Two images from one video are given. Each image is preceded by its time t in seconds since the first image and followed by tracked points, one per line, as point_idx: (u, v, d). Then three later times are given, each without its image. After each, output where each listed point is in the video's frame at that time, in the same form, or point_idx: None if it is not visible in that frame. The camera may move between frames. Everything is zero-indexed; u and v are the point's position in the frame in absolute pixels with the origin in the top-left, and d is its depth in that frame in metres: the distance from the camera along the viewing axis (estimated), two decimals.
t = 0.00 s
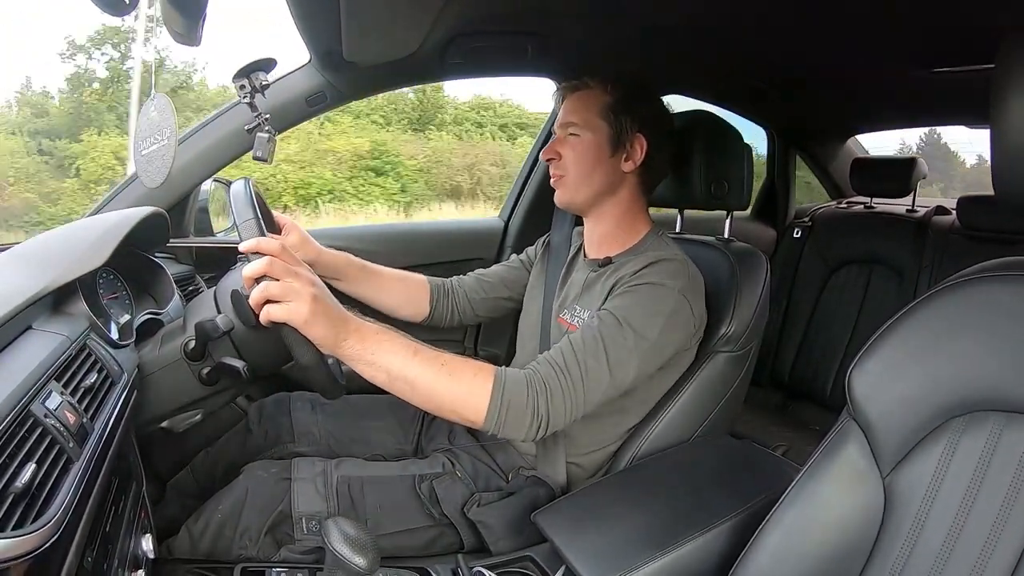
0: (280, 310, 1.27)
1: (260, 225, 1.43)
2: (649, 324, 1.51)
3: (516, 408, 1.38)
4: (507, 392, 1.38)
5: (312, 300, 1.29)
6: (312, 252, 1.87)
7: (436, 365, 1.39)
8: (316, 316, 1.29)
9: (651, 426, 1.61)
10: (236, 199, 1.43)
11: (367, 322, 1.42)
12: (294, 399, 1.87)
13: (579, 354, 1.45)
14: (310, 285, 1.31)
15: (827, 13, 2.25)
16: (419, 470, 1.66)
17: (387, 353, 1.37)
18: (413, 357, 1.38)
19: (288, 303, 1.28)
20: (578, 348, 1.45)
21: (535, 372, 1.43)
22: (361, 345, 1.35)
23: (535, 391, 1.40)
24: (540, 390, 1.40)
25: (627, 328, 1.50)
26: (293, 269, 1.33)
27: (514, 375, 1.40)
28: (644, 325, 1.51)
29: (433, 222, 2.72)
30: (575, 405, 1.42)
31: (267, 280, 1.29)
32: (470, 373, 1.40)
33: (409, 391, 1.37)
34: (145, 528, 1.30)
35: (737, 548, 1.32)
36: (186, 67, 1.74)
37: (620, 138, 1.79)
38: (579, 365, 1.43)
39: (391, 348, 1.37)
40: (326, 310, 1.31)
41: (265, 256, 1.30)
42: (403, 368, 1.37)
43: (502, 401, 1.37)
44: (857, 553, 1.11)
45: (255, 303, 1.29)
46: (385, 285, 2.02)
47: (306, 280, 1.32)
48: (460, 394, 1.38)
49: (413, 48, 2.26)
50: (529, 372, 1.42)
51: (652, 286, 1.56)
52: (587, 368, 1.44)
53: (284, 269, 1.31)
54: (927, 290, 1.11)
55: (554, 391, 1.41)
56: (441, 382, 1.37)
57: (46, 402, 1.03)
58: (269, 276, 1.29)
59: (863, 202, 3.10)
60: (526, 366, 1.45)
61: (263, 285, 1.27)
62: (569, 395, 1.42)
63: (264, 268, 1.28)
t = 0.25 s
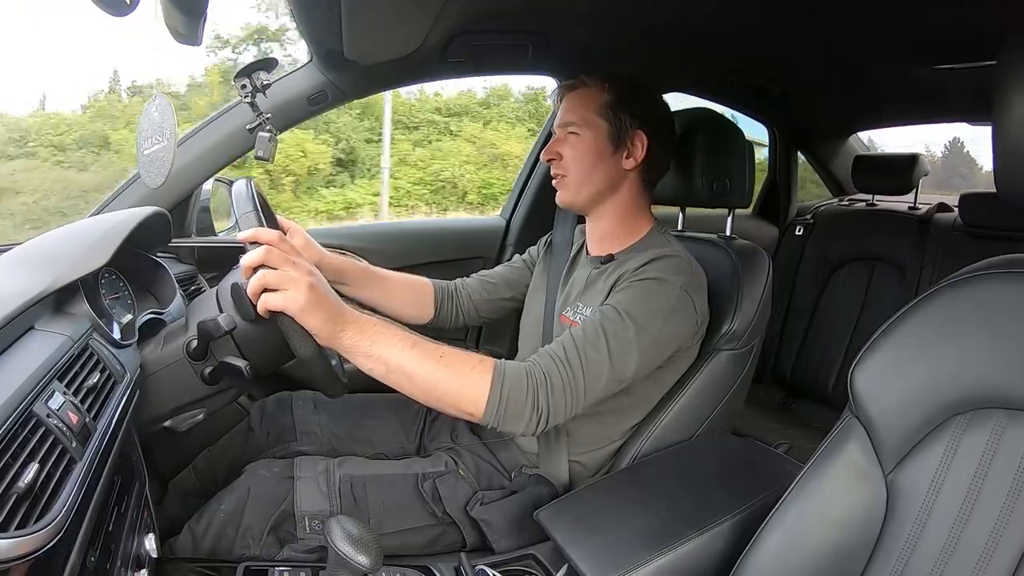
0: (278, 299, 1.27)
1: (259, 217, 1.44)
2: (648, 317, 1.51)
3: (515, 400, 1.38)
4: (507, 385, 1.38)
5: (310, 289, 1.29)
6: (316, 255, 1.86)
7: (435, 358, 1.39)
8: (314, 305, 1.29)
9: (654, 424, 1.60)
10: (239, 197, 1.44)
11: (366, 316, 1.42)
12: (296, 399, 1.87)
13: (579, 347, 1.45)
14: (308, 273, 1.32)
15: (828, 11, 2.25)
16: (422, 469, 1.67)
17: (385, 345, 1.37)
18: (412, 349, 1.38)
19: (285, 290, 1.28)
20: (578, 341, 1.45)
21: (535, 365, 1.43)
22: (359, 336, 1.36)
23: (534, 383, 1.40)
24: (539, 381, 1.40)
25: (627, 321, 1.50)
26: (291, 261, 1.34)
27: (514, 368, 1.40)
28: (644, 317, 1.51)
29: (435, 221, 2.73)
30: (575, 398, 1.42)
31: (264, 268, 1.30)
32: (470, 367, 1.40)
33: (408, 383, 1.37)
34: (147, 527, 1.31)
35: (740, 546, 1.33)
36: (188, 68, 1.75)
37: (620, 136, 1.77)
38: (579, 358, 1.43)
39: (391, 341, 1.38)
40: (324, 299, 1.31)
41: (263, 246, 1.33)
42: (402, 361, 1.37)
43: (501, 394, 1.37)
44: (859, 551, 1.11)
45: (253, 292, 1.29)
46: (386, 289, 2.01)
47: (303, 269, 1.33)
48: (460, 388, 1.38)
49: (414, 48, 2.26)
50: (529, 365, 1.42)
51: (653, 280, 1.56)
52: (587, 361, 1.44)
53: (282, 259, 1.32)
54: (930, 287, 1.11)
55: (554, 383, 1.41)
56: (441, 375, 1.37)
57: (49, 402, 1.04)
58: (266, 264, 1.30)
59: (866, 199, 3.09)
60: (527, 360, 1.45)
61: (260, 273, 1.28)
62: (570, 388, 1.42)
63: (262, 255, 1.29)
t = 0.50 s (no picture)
0: (278, 298, 1.28)
1: (262, 217, 1.44)
2: (651, 321, 1.51)
3: (517, 403, 1.38)
4: (509, 388, 1.38)
5: (311, 288, 1.30)
6: (318, 256, 1.87)
7: (437, 360, 1.39)
8: (314, 304, 1.30)
9: (656, 426, 1.61)
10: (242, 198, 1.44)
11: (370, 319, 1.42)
12: (298, 400, 1.87)
13: (581, 351, 1.45)
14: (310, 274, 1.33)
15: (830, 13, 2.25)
16: (424, 470, 1.66)
17: (387, 346, 1.37)
18: (413, 351, 1.38)
19: (286, 289, 1.29)
20: (581, 345, 1.45)
21: (538, 369, 1.43)
22: (361, 338, 1.36)
23: (536, 386, 1.40)
24: (541, 384, 1.40)
25: (629, 324, 1.50)
26: (294, 260, 1.34)
27: (516, 371, 1.41)
28: (647, 321, 1.51)
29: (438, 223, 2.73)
30: (577, 402, 1.42)
31: (266, 268, 1.30)
32: (471, 370, 1.40)
33: (409, 385, 1.37)
34: (149, 527, 1.31)
35: (742, 549, 1.32)
36: (191, 68, 1.75)
37: (622, 140, 1.77)
38: (582, 362, 1.43)
39: (393, 343, 1.38)
40: (325, 298, 1.31)
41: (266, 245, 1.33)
42: (404, 363, 1.37)
43: (503, 397, 1.37)
44: (861, 553, 1.11)
45: (254, 291, 1.30)
46: (389, 292, 2.02)
47: (306, 270, 1.33)
48: (461, 391, 1.38)
49: (417, 49, 2.26)
50: (532, 368, 1.43)
51: (657, 285, 1.56)
52: (589, 365, 1.43)
53: (284, 259, 1.32)
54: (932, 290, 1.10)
55: (556, 385, 1.41)
56: (442, 377, 1.37)
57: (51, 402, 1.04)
58: (268, 264, 1.31)
59: (869, 200, 3.10)
60: (529, 363, 1.45)
61: (262, 273, 1.29)
62: (571, 391, 1.41)
63: (263, 255, 1.30)
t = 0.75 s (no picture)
0: (281, 300, 1.28)
1: (264, 220, 1.44)
2: (653, 325, 1.51)
3: (519, 406, 1.37)
4: (511, 392, 1.38)
5: (314, 291, 1.30)
6: (319, 258, 1.87)
7: (439, 364, 1.39)
8: (317, 307, 1.30)
9: (657, 429, 1.61)
10: (244, 201, 1.44)
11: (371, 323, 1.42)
12: (299, 401, 1.88)
13: (583, 356, 1.45)
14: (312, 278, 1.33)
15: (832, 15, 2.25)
16: (424, 472, 1.66)
17: (389, 350, 1.37)
18: (415, 355, 1.38)
19: (288, 292, 1.29)
20: (583, 350, 1.45)
21: (539, 373, 1.43)
22: (362, 342, 1.36)
23: (537, 390, 1.40)
24: (543, 388, 1.40)
25: (631, 329, 1.50)
26: (296, 263, 1.34)
27: (517, 376, 1.40)
28: (649, 326, 1.51)
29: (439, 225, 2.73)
30: (578, 406, 1.42)
31: (268, 271, 1.30)
32: (472, 375, 1.40)
33: (410, 388, 1.37)
34: (149, 527, 1.31)
35: (743, 551, 1.32)
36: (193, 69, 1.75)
37: (636, 145, 1.77)
38: (583, 366, 1.43)
39: (394, 347, 1.38)
40: (327, 302, 1.31)
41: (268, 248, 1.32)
42: (406, 366, 1.37)
43: (505, 400, 1.37)
44: (863, 556, 1.11)
45: (256, 293, 1.30)
46: (389, 293, 2.02)
47: (308, 273, 1.33)
48: (463, 395, 1.38)
49: (419, 50, 2.26)
50: (533, 373, 1.43)
51: (659, 290, 1.56)
52: (591, 369, 1.43)
53: (286, 262, 1.32)
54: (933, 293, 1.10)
55: (557, 389, 1.41)
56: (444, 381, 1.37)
57: (52, 402, 1.04)
58: (271, 267, 1.31)
59: (869, 203, 3.11)
60: (531, 368, 1.45)
61: (264, 275, 1.29)
62: (573, 395, 1.41)
63: (267, 258, 1.30)
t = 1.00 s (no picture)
0: (282, 301, 1.29)
1: (265, 220, 1.43)
2: (654, 322, 1.51)
3: (520, 404, 1.37)
4: (512, 389, 1.38)
5: (315, 292, 1.30)
6: (317, 254, 1.86)
7: (440, 361, 1.39)
8: (319, 308, 1.30)
9: (658, 425, 1.61)
10: (244, 198, 1.44)
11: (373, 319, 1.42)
12: (299, 398, 1.88)
13: (585, 352, 1.45)
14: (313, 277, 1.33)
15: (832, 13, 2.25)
16: (425, 469, 1.67)
17: (390, 348, 1.37)
18: (416, 352, 1.38)
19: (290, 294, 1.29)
20: (585, 345, 1.45)
21: (541, 369, 1.43)
22: (364, 339, 1.36)
23: (539, 387, 1.40)
24: (545, 385, 1.40)
25: (632, 325, 1.50)
26: (297, 262, 1.34)
27: (518, 372, 1.40)
28: (650, 322, 1.51)
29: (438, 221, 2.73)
30: (580, 403, 1.42)
31: (270, 272, 1.30)
32: (474, 371, 1.40)
33: (411, 385, 1.37)
34: (150, 525, 1.31)
35: (743, 547, 1.32)
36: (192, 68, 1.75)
37: (645, 141, 1.78)
38: (584, 363, 1.43)
39: (395, 344, 1.38)
40: (328, 302, 1.31)
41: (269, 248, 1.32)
42: (407, 364, 1.37)
43: (506, 397, 1.37)
44: (863, 552, 1.11)
45: (258, 293, 1.30)
46: (388, 288, 2.01)
47: (309, 272, 1.33)
48: (465, 392, 1.38)
49: (419, 48, 2.26)
50: (535, 369, 1.42)
51: (660, 285, 1.56)
52: (592, 365, 1.43)
53: (287, 262, 1.32)
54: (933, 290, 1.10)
55: (559, 386, 1.41)
56: (445, 378, 1.37)
57: (53, 400, 1.04)
58: (272, 267, 1.30)
59: (870, 199, 3.11)
60: (533, 364, 1.45)
61: (266, 276, 1.29)
62: (575, 392, 1.41)
63: (268, 258, 1.29)
